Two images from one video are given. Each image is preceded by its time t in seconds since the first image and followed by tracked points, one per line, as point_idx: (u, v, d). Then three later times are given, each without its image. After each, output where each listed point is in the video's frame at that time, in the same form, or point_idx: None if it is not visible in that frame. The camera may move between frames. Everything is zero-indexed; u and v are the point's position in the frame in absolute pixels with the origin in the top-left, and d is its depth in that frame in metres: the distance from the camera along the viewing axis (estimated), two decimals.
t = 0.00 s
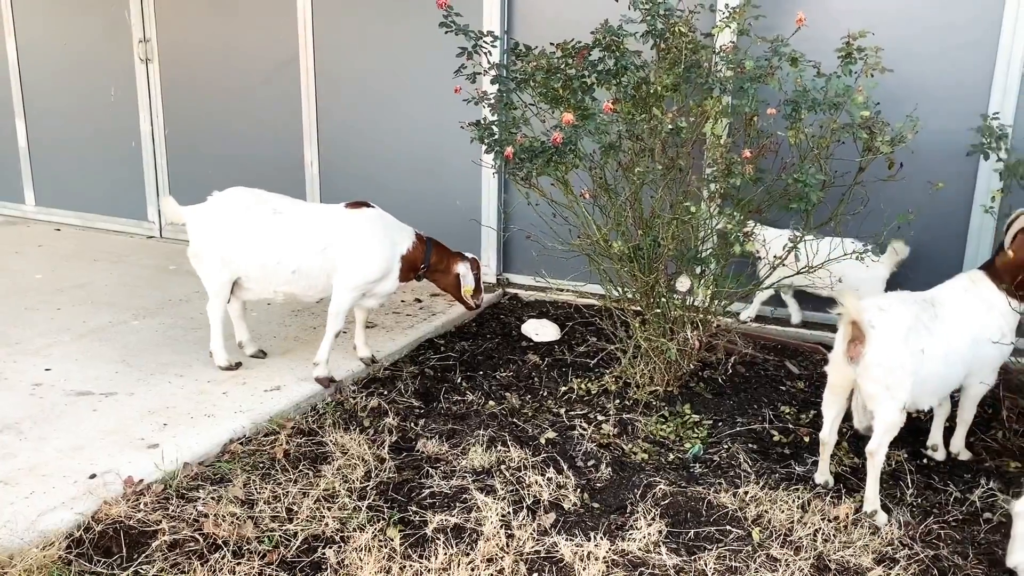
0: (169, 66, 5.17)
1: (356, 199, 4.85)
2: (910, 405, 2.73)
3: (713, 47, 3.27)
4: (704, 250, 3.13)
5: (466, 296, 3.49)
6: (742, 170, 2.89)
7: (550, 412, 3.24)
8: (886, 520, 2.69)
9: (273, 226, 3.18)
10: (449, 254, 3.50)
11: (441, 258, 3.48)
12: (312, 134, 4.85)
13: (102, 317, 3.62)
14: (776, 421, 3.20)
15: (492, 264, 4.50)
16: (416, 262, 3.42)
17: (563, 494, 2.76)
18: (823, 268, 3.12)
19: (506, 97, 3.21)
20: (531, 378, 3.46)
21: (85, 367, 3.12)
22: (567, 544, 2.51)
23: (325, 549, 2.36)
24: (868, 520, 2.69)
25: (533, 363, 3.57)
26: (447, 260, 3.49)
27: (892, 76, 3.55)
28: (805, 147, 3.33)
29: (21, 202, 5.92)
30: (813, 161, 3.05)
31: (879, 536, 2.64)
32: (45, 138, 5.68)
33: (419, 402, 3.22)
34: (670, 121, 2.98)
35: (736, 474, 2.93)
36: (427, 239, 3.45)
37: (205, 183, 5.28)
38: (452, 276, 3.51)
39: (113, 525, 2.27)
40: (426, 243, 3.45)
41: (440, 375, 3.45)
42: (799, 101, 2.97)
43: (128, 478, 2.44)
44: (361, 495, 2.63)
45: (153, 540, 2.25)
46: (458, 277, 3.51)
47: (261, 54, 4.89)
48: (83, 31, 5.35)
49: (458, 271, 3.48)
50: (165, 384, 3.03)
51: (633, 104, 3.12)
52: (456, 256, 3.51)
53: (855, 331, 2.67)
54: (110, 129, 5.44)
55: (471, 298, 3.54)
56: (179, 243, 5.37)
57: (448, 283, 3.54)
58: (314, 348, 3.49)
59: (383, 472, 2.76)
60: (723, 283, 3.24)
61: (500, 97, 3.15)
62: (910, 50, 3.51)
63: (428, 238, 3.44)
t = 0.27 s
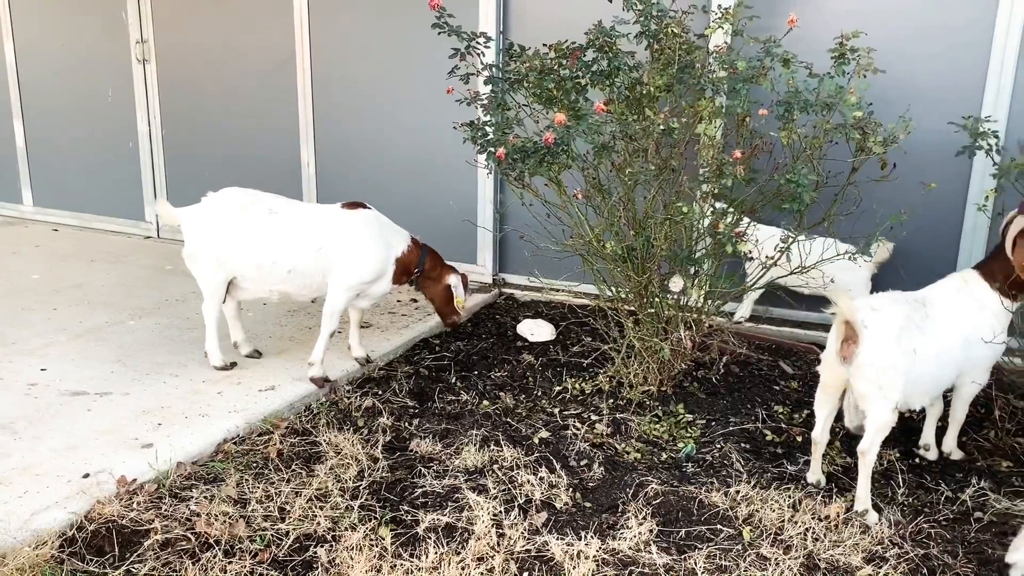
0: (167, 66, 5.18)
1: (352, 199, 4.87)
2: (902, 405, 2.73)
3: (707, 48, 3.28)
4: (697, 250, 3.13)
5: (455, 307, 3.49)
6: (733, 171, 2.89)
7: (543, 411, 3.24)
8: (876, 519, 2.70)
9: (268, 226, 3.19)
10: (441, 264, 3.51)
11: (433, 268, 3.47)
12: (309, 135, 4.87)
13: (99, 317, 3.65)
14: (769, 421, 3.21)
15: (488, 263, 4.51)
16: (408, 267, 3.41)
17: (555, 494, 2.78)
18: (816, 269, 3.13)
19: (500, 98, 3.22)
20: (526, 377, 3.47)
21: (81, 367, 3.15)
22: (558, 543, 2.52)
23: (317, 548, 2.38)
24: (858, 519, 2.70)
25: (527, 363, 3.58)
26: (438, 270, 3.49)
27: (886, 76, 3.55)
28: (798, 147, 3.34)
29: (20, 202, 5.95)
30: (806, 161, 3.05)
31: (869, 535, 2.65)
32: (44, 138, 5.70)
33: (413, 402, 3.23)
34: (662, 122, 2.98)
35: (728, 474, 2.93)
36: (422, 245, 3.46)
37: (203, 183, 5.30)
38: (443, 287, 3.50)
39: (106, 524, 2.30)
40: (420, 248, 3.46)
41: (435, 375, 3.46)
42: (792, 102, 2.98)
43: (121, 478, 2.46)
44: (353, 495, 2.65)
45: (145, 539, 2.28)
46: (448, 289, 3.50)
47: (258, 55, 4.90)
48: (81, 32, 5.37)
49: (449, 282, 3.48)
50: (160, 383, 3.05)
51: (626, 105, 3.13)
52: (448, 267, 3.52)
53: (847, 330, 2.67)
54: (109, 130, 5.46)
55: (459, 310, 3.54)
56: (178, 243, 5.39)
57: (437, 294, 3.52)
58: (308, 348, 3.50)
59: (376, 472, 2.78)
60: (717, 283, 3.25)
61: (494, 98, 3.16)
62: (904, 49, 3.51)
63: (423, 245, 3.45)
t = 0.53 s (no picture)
0: (162, 67, 5.20)
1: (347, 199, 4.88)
2: (892, 404, 2.74)
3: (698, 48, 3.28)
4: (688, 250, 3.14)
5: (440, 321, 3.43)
6: (723, 170, 2.89)
7: (536, 411, 3.25)
8: (865, 516, 2.71)
9: (262, 226, 3.20)
10: (434, 276, 3.49)
11: (424, 279, 3.45)
12: (304, 135, 4.88)
13: (93, 317, 3.67)
14: (760, 420, 3.21)
15: (483, 263, 4.53)
16: (398, 274, 3.42)
17: (546, 492, 2.78)
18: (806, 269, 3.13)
19: (491, 98, 3.23)
20: (518, 377, 3.48)
21: (75, 368, 3.17)
22: (548, 541, 2.53)
23: (307, 547, 2.39)
24: (848, 517, 2.71)
25: (520, 362, 3.59)
26: (429, 282, 3.46)
27: (877, 76, 3.55)
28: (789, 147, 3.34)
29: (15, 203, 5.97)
30: (797, 160, 3.05)
31: (858, 533, 2.66)
32: (40, 139, 5.72)
33: (406, 401, 3.24)
34: (653, 121, 2.99)
35: (719, 472, 2.94)
36: (417, 254, 3.46)
37: (199, 183, 5.31)
38: (430, 300, 3.45)
39: (97, 523, 2.32)
40: (415, 257, 3.46)
41: (428, 374, 3.48)
42: (782, 101, 2.98)
43: (113, 477, 2.48)
44: (344, 494, 2.66)
45: (135, 538, 2.30)
46: (436, 302, 3.46)
47: (253, 55, 4.91)
48: (77, 33, 5.39)
49: (438, 295, 3.44)
50: (153, 383, 3.07)
51: (616, 105, 3.13)
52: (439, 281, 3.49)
53: (839, 329, 2.67)
54: (105, 130, 5.48)
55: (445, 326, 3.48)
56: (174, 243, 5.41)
57: (425, 305, 3.48)
58: (302, 348, 3.52)
59: (367, 471, 2.79)
60: (708, 283, 3.25)
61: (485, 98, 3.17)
62: (895, 48, 3.51)
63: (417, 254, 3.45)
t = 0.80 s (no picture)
0: (154, 67, 5.20)
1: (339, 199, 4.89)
2: (879, 403, 2.75)
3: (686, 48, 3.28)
4: (676, 250, 3.15)
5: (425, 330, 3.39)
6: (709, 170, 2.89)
7: (526, 410, 3.26)
8: (851, 514, 2.73)
9: (251, 226, 3.20)
10: (422, 286, 3.46)
11: (411, 288, 3.42)
12: (294, 135, 4.89)
13: (83, 319, 3.68)
14: (748, 418, 3.23)
15: (474, 263, 4.55)
16: (386, 281, 3.40)
17: (533, 491, 2.80)
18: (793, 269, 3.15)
19: (478, 98, 3.24)
20: (508, 377, 3.49)
21: (65, 369, 3.18)
22: (535, 540, 2.55)
23: (294, 547, 2.41)
24: (834, 514, 2.73)
25: (510, 362, 3.60)
26: (416, 291, 3.43)
27: (865, 76, 3.56)
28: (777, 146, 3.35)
29: (6, 204, 5.97)
30: (784, 161, 3.06)
31: (844, 530, 2.67)
32: (31, 140, 5.72)
33: (395, 402, 3.26)
34: (640, 122, 2.99)
35: (707, 471, 2.95)
36: (407, 262, 3.45)
37: (191, 183, 5.31)
38: (416, 309, 3.42)
39: (84, 523, 2.34)
40: (405, 266, 3.45)
41: (418, 374, 3.49)
42: (768, 101, 3.00)
43: (101, 478, 2.50)
44: (332, 494, 2.68)
45: (122, 539, 2.32)
46: (422, 312, 3.42)
47: (244, 56, 4.92)
48: (68, 34, 5.39)
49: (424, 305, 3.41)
50: (142, 384, 3.09)
51: (604, 105, 3.14)
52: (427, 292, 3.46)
53: (825, 328, 2.68)
54: (97, 131, 5.48)
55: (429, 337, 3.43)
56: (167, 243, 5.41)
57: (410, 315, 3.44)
58: (292, 348, 3.53)
59: (355, 471, 2.81)
60: (696, 283, 3.26)
61: (472, 98, 3.18)
62: (883, 47, 3.52)
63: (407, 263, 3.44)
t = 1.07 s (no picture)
0: (139, 68, 5.19)
1: (326, 199, 4.89)
2: (865, 401, 2.76)
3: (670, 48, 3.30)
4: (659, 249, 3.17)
5: (406, 334, 3.41)
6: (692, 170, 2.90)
7: (512, 410, 3.26)
8: (834, 511, 2.75)
9: (237, 227, 3.18)
10: (407, 291, 3.48)
11: (396, 293, 3.44)
12: (280, 136, 4.88)
13: (68, 321, 3.68)
14: (732, 416, 3.24)
15: (460, 264, 4.56)
16: (371, 285, 3.42)
17: (518, 490, 2.80)
18: (776, 268, 3.16)
19: (462, 98, 3.24)
20: (494, 377, 3.50)
21: (49, 371, 3.18)
22: (519, 539, 2.55)
23: (278, 547, 2.42)
24: (816, 511, 2.75)
25: (496, 362, 3.61)
26: (401, 296, 3.45)
27: (848, 75, 3.58)
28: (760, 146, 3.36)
29: None
30: (767, 160, 3.08)
31: (826, 527, 2.69)
32: (15, 141, 5.70)
33: (381, 402, 3.26)
34: (623, 122, 3.00)
35: (691, 469, 2.97)
36: (393, 267, 3.47)
37: (177, 184, 5.30)
38: (399, 314, 3.44)
39: (67, 526, 2.35)
40: (390, 269, 3.47)
41: (404, 375, 3.50)
42: (751, 101, 3.01)
43: (84, 480, 2.50)
44: (316, 495, 2.69)
45: (105, 541, 2.32)
46: (404, 317, 3.44)
47: (229, 57, 4.91)
48: (52, 35, 5.37)
49: (407, 310, 3.43)
50: (127, 386, 3.09)
51: (588, 105, 3.14)
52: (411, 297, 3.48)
53: (809, 328, 2.71)
54: (83, 132, 5.46)
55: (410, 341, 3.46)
56: (154, 244, 5.40)
57: (392, 318, 3.47)
58: (278, 350, 3.53)
59: (340, 472, 2.82)
60: (680, 282, 3.28)
61: (456, 98, 3.18)
62: (865, 47, 3.53)
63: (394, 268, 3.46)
